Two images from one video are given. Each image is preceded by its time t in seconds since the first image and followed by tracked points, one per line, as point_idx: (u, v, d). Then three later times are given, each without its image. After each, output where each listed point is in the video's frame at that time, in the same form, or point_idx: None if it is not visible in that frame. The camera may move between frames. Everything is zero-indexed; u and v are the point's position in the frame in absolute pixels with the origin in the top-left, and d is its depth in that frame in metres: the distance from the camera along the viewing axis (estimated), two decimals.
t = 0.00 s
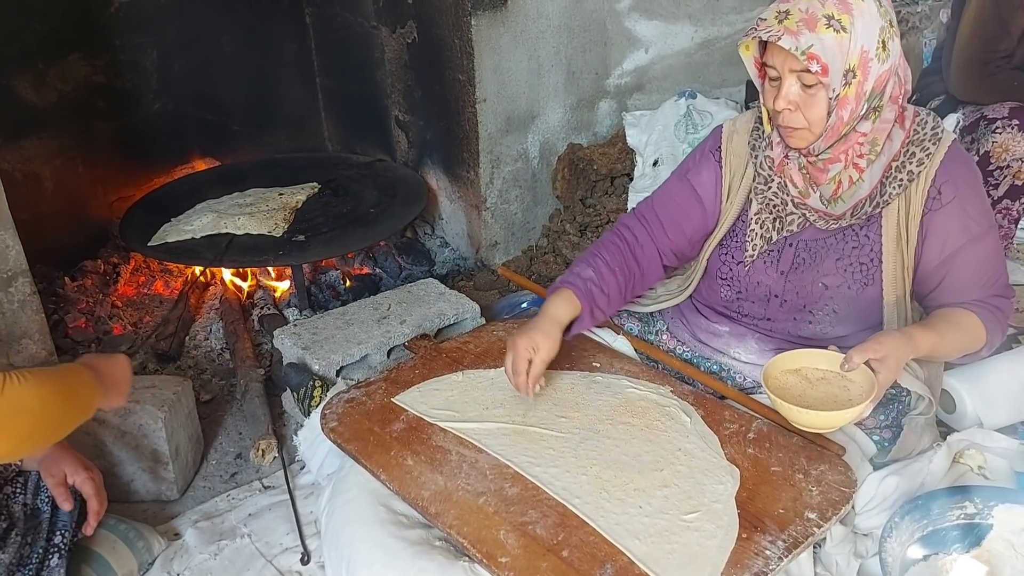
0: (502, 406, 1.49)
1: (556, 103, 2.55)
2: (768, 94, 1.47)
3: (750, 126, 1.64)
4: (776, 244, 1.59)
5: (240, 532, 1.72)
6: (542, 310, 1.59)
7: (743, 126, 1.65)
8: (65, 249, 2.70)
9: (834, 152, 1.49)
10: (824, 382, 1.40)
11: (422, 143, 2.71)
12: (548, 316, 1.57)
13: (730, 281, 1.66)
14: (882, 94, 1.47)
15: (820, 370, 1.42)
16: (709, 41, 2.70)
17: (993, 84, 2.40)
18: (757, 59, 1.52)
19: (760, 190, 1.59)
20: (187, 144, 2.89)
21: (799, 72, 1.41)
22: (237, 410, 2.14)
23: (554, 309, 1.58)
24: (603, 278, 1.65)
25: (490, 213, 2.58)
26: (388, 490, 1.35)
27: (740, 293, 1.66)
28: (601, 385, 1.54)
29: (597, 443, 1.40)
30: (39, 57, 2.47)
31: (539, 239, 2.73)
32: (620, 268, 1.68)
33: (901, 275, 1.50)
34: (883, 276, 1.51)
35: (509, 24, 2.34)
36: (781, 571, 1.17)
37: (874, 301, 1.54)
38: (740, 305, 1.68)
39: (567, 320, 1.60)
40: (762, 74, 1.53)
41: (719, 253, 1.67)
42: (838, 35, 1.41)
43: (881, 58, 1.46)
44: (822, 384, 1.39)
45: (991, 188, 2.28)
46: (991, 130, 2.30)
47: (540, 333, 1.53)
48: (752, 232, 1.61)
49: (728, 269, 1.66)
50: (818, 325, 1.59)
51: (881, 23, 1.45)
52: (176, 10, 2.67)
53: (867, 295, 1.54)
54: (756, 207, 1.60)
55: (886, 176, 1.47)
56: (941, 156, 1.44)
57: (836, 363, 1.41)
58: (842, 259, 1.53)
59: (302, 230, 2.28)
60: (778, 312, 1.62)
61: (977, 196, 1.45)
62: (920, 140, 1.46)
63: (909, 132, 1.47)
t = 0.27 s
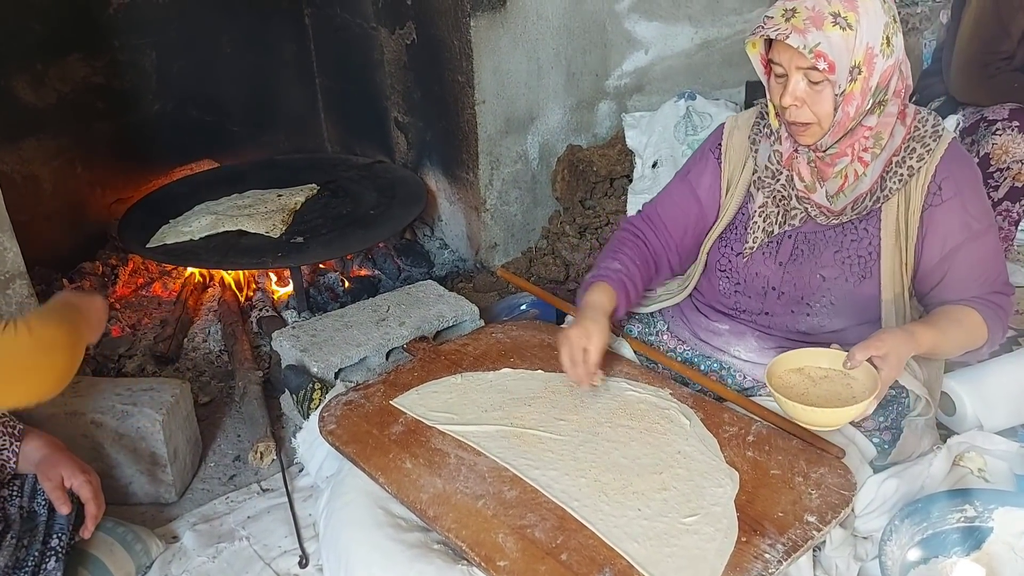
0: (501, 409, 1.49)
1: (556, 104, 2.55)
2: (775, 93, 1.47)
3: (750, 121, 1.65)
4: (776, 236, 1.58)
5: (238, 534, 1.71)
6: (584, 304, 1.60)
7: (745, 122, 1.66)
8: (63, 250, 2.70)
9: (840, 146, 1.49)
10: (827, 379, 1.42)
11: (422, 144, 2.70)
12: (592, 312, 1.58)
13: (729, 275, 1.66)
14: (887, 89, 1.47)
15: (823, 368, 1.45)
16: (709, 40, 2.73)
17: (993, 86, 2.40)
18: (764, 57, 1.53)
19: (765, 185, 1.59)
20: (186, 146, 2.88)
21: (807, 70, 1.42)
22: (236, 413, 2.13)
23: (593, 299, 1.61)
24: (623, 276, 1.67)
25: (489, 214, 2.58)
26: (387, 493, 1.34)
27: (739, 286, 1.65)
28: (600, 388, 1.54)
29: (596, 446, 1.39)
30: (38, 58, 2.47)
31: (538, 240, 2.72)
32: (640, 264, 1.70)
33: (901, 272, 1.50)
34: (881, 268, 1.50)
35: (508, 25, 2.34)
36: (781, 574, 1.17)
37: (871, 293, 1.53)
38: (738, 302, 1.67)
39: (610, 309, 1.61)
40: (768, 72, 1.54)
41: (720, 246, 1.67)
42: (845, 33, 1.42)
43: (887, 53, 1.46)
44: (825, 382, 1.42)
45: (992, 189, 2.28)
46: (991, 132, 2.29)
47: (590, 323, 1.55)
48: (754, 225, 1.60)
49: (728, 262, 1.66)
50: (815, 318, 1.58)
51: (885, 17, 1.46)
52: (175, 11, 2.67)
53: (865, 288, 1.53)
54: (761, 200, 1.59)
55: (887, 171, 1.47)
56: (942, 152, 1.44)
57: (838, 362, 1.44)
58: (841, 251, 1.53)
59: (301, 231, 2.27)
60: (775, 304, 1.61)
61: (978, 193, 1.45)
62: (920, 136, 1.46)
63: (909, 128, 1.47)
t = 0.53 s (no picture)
0: (504, 410, 1.49)
1: (558, 105, 2.55)
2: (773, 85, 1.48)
3: (750, 123, 1.66)
4: (782, 227, 1.58)
5: (241, 535, 1.72)
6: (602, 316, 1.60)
7: (745, 120, 1.67)
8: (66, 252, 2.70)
9: (842, 132, 1.49)
10: (824, 365, 1.39)
11: (424, 144, 2.70)
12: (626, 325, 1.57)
13: (735, 267, 1.65)
14: (883, 73, 1.48)
15: (822, 355, 1.41)
16: (711, 41, 2.73)
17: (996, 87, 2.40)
18: (758, 52, 1.53)
19: (769, 178, 1.59)
20: (188, 146, 2.88)
21: (804, 59, 1.42)
22: (239, 413, 2.13)
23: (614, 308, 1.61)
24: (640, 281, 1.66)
25: (492, 215, 2.58)
26: (390, 493, 1.34)
27: (745, 280, 1.65)
28: (603, 389, 1.54)
29: (599, 447, 1.39)
30: (41, 59, 2.48)
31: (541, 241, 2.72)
32: (657, 269, 1.69)
33: (905, 258, 1.50)
34: (888, 254, 1.51)
35: (511, 26, 2.34)
36: (785, 575, 1.17)
37: (878, 278, 1.53)
38: (744, 295, 1.67)
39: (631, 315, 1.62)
40: (762, 67, 1.54)
41: (726, 243, 1.66)
42: (837, 20, 1.42)
43: (880, 39, 1.47)
44: (823, 368, 1.38)
45: (994, 190, 2.28)
46: (994, 133, 2.30)
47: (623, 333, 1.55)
48: (760, 217, 1.60)
49: (734, 257, 1.65)
50: (824, 305, 1.58)
51: (874, 5, 1.47)
52: (178, 11, 2.67)
53: (871, 273, 1.53)
54: (766, 191, 1.59)
55: (888, 156, 1.48)
56: (940, 136, 1.45)
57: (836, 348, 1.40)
58: (847, 237, 1.53)
59: (304, 232, 2.27)
60: (784, 294, 1.61)
61: (976, 177, 1.46)
62: (917, 122, 1.47)
63: (907, 114, 1.49)
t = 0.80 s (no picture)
0: (506, 410, 1.49)
1: (560, 106, 2.55)
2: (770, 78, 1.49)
3: (746, 118, 1.70)
4: (774, 218, 1.61)
5: (244, 535, 1.72)
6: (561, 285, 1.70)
7: (742, 116, 1.71)
8: (68, 253, 2.70)
9: (836, 125, 1.49)
10: (807, 357, 1.42)
11: (425, 145, 2.71)
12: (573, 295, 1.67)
13: (730, 258, 1.68)
14: (878, 70, 1.48)
15: (807, 348, 1.45)
16: (712, 42, 2.74)
17: (997, 87, 2.40)
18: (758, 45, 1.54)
19: (763, 169, 1.62)
20: (190, 147, 2.89)
21: (802, 52, 1.43)
22: (241, 413, 2.14)
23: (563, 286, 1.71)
24: (610, 264, 1.74)
25: (493, 216, 2.58)
26: (394, 493, 1.34)
27: (740, 272, 1.67)
28: (605, 389, 1.54)
29: (602, 447, 1.39)
30: (43, 60, 2.48)
31: (542, 242, 2.72)
32: (629, 256, 1.76)
33: (898, 252, 1.50)
34: (879, 246, 1.50)
35: (513, 27, 2.35)
36: (788, 575, 1.17)
37: (868, 270, 1.53)
38: (739, 288, 1.69)
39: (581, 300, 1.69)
40: (762, 60, 1.55)
41: (719, 235, 1.70)
42: (835, 14, 1.43)
43: (877, 35, 1.47)
44: (804, 359, 1.42)
45: (995, 190, 2.27)
46: (995, 133, 2.30)
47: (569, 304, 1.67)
48: (753, 207, 1.63)
49: (727, 248, 1.68)
50: (816, 297, 1.58)
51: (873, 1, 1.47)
52: (179, 13, 2.67)
53: (863, 264, 1.53)
54: (759, 181, 1.63)
55: (880, 151, 1.48)
56: (932, 132, 1.45)
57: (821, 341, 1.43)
58: (839, 229, 1.53)
59: (305, 232, 2.28)
60: (777, 285, 1.62)
61: (972, 172, 1.45)
62: (911, 118, 1.47)
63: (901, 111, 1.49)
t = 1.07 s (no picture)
0: (509, 409, 1.49)
1: (561, 106, 2.55)
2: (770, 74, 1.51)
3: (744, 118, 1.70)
4: (772, 216, 1.61)
5: (247, 535, 1.72)
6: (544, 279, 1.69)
7: (739, 116, 1.71)
8: (70, 253, 2.70)
9: (835, 123, 1.51)
10: (797, 352, 1.44)
11: (427, 146, 2.71)
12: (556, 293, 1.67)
13: (727, 258, 1.68)
14: (876, 69, 1.50)
15: (798, 342, 1.47)
16: (713, 43, 2.74)
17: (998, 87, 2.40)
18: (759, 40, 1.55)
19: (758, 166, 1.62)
20: (192, 147, 2.89)
21: (804, 48, 1.45)
22: (243, 413, 2.14)
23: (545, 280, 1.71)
24: (597, 258, 1.73)
25: (495, 216, 2.59)
26: (397, 493, 1.35)
27: (738, 271, 1.67)
28: (608, 388, 1.54)
29: (604, 446, 1.39)
30: (45, 60, 2.48)
31: (544, 242, 2.73)
32: (619, 250, 1.76)
33: (893, 247, 1.51)
34: (876, 241, 1.51)
35: (515, 27, 2.35)
36: (791, 574, 1.17)
37: (867, 267, 1.54)
38: (738, 287, 1.69)
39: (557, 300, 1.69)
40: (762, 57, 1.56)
41: (717, 236, 1.70)
42: (840, 11, 1.44)
43: (876, 34, 1.49)
44: (795, 353, 1.44)
45: (997, 191, 2.28)
46: (997, 133, 2.30)
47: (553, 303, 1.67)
48: (750, 205, 1.62)
49: (725, 248, 1.68)
50: (814, 295, 1.59)
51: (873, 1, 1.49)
52: (181, 13, 2.68)
53: (860, 262, 1.54)
54: (756, 179, 1.62)
55: (875, 149, 1.49)
56: (925, 128, 1.47)
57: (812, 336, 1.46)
58: (836, 226, 1.54)
59: (307, 232, 2.28)
60: (775, 283, 1.62)
61: (964, 167, 1.47)
62: (905, 115, 1.49)
63: (895, 109, 1.50)
